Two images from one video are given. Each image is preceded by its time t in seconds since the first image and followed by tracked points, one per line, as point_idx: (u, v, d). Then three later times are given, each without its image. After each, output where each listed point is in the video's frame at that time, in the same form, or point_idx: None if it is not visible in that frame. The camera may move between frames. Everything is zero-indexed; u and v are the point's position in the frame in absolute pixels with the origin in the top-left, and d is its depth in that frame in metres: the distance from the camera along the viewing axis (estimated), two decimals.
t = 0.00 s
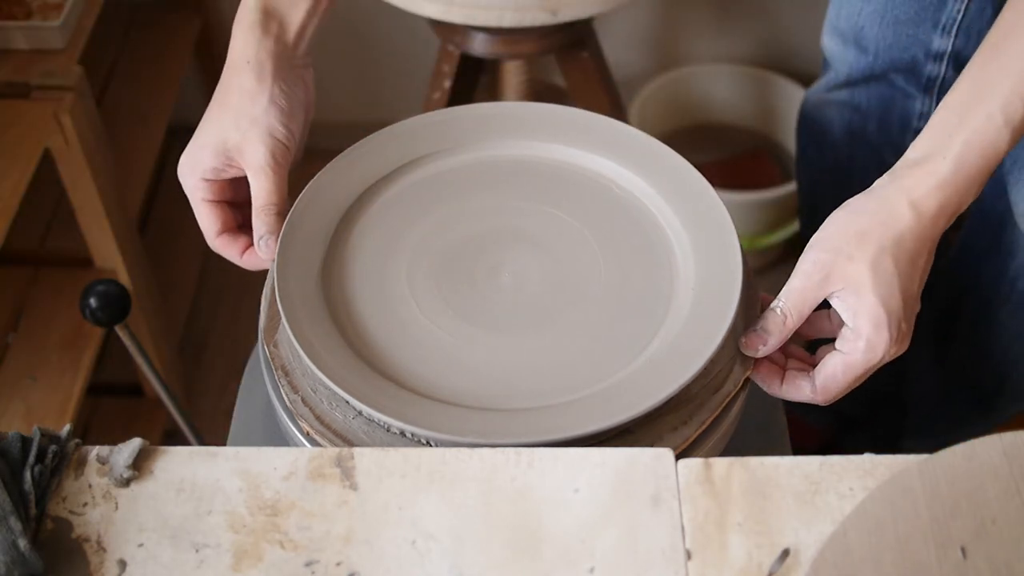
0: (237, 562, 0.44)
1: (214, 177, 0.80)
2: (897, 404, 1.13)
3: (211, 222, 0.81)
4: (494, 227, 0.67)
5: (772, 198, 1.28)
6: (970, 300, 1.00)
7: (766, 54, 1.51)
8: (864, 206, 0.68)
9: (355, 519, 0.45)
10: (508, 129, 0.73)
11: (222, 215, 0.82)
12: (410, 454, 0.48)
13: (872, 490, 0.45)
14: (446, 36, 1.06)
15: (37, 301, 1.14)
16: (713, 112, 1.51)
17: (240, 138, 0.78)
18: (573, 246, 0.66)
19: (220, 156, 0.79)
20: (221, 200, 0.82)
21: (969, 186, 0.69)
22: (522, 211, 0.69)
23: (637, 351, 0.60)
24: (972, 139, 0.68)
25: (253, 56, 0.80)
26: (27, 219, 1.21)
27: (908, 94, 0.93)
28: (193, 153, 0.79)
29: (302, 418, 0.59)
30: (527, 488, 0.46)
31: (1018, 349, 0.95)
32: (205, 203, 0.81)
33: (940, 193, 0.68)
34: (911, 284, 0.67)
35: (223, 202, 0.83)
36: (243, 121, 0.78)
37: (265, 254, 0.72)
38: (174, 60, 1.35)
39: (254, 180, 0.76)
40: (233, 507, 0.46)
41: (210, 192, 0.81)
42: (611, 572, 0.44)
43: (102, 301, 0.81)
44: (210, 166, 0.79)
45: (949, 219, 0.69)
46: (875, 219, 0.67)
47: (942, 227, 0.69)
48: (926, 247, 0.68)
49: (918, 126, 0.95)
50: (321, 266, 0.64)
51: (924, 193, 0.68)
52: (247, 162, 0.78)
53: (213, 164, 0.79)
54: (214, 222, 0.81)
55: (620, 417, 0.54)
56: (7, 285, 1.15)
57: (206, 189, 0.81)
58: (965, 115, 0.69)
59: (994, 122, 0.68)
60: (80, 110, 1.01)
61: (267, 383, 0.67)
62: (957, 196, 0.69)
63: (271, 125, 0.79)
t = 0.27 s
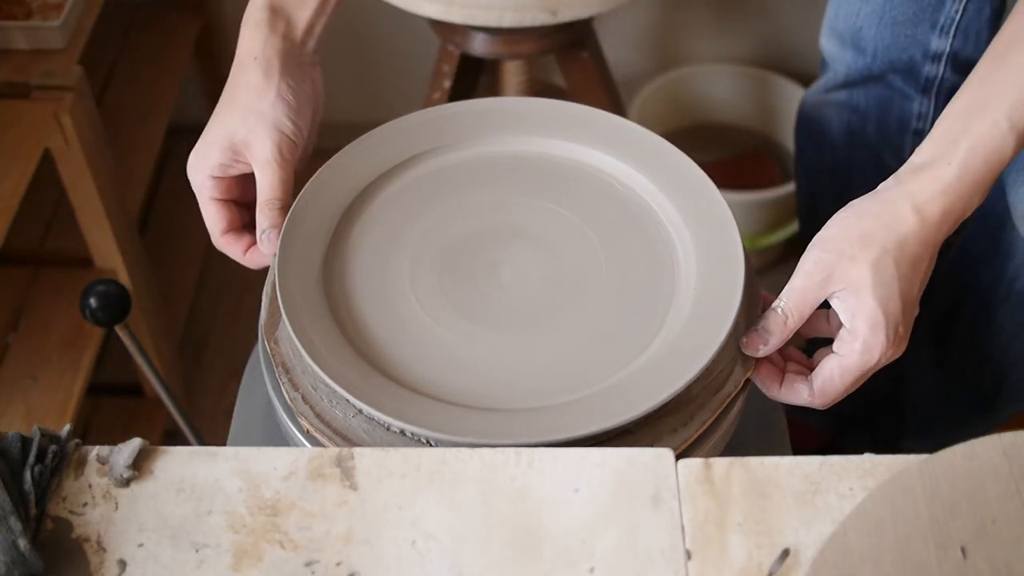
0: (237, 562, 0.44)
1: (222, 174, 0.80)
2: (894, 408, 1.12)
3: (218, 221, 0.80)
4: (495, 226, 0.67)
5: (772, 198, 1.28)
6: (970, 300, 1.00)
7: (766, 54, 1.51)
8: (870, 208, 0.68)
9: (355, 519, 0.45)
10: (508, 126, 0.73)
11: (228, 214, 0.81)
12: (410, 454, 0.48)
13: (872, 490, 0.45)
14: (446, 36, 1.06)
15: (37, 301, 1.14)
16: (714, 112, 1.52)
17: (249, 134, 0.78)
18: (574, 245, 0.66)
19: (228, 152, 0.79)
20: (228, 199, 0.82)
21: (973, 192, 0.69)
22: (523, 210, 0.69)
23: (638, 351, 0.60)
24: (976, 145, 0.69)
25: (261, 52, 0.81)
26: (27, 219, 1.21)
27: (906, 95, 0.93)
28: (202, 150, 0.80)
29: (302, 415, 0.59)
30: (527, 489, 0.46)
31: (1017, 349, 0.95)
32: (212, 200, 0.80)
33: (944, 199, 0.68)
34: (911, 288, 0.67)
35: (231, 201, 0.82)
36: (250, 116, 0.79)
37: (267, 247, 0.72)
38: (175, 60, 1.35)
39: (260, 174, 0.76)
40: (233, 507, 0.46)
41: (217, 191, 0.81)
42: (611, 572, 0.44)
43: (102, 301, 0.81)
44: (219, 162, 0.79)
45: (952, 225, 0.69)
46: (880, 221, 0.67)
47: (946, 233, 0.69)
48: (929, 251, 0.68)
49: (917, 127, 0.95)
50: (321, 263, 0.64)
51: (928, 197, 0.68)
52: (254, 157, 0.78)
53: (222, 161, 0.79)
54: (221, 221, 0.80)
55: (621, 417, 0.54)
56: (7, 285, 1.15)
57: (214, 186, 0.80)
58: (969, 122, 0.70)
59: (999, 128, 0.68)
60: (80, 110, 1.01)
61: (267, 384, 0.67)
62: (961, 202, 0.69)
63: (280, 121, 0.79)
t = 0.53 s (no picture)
0: (237, 562, 0.44)
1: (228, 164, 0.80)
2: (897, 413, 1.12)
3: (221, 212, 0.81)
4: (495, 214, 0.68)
5: (771, 198, 1.28)
6: (969, 301, 1.00)
7: (766, 54, 1.51)
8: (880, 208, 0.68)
9: (355, 519, 0.45)
10: (510, 116, 0.73)
11: (232, 205, 0.82)
12: (410, 454, 0.48)
13: (872, 490, 0.45)
14: (446, 36, 1.06)
15: (37, 301, 1.14)
16: (714, 111, 1.52)
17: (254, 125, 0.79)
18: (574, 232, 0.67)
19: (234, 142, 0.79)
20: (233, 191, 0.83)
21: (982, 198, 0.69)
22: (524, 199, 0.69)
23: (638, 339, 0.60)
24: (987, 148, 0.68)
25: (271, 49, 0.81)
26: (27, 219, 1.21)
27: (904, 97, 0.93)
28: (209, 140, 0.80)
29: (300, 394, 0.59)
30: (527, 489, 0.46)
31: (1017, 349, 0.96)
32: (217, 191, 0.81)
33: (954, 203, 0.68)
34: (914, 290, 0.67)
35: (237, 193, 0.83)
36: (256, 106, 0.79)
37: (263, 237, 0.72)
38: (175, 60, 1.35)
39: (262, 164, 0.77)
40: (233, 507, 0.46)
41: (223, 182, 0.81)
42: (612, 572, 0.44)
43: (102, 301, 0.81)
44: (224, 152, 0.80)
45: (960, 230, 0.69)
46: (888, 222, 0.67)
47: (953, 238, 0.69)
48: (935, 255, 0.68)
49: (915, 129, 0.95)
50: (323, 247, 0.64)
51: (939, 201, 0.68)
52: (257, 148, 0.78)
53: (227, 151, 0.80)
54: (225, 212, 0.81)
55: (620, 399, 0.54)
56: (7, 285, 1.15)
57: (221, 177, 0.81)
58: (980, 126, 0.69)
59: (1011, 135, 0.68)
60: (80, 110, 1.01)
61: (269, 384, 0.67)
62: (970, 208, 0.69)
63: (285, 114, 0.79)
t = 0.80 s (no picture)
0: (237, 562, 0.44)
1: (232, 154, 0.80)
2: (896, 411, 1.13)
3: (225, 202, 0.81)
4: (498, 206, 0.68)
5: (771, 198, 1.28)
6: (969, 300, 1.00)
7: (766, 54, 1.51)
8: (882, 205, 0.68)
9: (355, 518, 0.45)
10: (511, 110, 0.73)
11: (235, 196, 0.82)
12: (411, 454, 0.48)
13: (872, 490, 0.45)
14: (446, 36, 1.06)
15: (37, 301, 1.14)
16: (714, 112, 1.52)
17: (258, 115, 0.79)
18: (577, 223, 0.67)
19: (238, 132, 0.79)
20: (237, 182, 0.83)
21: (985, 196, 0.69)
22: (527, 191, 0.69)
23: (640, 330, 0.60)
24: (989, 145, 0.68)
25: (275, 39, 0.82)
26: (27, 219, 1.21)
27: (904, 97, 0.93)
28: (213, 130, 0.80)
29: (301, 382, 0.59)
30: (527, 488, 0.46)
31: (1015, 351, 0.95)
32: (221, 181, 0.81)
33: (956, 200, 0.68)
34: (917, 288, 0.67)
35: (240, 184, 0.83)
36: (260, 95, 0.79)
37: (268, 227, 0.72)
38: (175, 60, 1.35)
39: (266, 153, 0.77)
40: (233, 507, 0.46)
41: (227, 172, 0.81)
42: (611, 572, 0.44)
43: (102, 301, 0.81)
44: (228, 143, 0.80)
45: (963, 228, 0.69)
46: (890, 220, 0.67)
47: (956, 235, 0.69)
48: (937, 254, 0.68)
49: (914, 129, 0.95)
50: (326, 236, 0.64)
51: (941, 198, 0.68)
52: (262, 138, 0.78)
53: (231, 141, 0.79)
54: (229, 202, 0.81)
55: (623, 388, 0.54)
56: (7, 285, 1.15)
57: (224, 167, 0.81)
58: (982, 123, 0.69)
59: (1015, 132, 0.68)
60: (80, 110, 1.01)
61: (269, 384, 0.68)
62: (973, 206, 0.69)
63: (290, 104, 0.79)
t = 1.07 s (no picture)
0: (237, 562, 0.44)
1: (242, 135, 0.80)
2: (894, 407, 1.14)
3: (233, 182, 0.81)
4: (502, 191, 0.67)
5: (771, 198, 1.29)
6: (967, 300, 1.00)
7: (766, 55, 1.51)
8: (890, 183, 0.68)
9: (355, 518, 0.45)
10: (511, 90, 0.73)
11: (244, 176, 0.82)
12: (411, 454, 0.48)
13: (872, 490, 0.45)
14: (446, 36, 1.06)
15: (37, 301, 1.14)
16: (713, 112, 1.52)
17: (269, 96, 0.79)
18: (582, 206, 0.67)
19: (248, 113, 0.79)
20: (246, 163, 0.83)
21: (992, 173, 0.69)
22: (532, 174, 0.69)
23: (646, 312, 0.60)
24: (998, 123, 0.68)
25: (285, 19, 0.82)
26: (27, 219, 1.21)
27: (905, 96, 0.94)
28: (223, 111, 0.80)
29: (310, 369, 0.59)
30: (527, 488, 0.46)
31: (1016, 349, 0.96)
32: (229, 163, 0.81)
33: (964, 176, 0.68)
34: (926, 265, 0.67)
35: (249, 165, 0.83)
36: (270, 79, 0.79)
37: (279, 207, 0.72)
38: (175, 60, 1.35)
39: (277, 135, 0.77)
40: (233, 506, 0.46)
41: (235, 154, 0.81)
42: (612, 572, 0.44)
43: (102, 301, 0.81)
44: (239, 124, 0.80)
45: (970, 206, 0.69)
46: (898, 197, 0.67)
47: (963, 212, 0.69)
48: (945, 232, 0.68)
49: (915, 129, 0.95)
50: (331, 223, 0.64)
51: (949, 175, 0.68)
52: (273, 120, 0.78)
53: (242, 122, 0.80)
54: (238, 183, 0.81)
55: (629, 373, 0.54)
56: (7, 285, 1.15)
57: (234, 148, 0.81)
58: (989, 102, 0.69)
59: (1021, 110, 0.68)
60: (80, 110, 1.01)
61: (269, 384, 0.68)
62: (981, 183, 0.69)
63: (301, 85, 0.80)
